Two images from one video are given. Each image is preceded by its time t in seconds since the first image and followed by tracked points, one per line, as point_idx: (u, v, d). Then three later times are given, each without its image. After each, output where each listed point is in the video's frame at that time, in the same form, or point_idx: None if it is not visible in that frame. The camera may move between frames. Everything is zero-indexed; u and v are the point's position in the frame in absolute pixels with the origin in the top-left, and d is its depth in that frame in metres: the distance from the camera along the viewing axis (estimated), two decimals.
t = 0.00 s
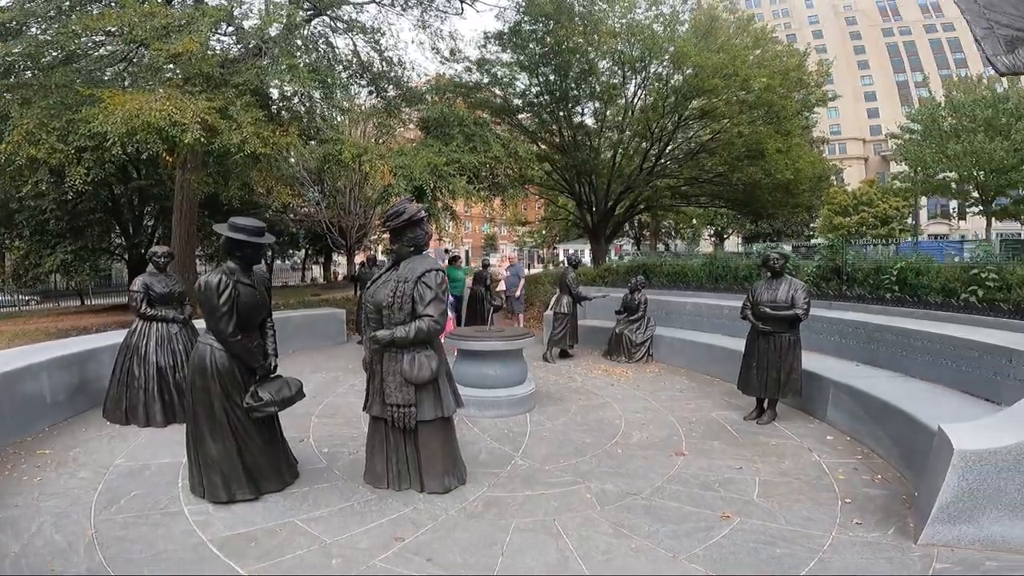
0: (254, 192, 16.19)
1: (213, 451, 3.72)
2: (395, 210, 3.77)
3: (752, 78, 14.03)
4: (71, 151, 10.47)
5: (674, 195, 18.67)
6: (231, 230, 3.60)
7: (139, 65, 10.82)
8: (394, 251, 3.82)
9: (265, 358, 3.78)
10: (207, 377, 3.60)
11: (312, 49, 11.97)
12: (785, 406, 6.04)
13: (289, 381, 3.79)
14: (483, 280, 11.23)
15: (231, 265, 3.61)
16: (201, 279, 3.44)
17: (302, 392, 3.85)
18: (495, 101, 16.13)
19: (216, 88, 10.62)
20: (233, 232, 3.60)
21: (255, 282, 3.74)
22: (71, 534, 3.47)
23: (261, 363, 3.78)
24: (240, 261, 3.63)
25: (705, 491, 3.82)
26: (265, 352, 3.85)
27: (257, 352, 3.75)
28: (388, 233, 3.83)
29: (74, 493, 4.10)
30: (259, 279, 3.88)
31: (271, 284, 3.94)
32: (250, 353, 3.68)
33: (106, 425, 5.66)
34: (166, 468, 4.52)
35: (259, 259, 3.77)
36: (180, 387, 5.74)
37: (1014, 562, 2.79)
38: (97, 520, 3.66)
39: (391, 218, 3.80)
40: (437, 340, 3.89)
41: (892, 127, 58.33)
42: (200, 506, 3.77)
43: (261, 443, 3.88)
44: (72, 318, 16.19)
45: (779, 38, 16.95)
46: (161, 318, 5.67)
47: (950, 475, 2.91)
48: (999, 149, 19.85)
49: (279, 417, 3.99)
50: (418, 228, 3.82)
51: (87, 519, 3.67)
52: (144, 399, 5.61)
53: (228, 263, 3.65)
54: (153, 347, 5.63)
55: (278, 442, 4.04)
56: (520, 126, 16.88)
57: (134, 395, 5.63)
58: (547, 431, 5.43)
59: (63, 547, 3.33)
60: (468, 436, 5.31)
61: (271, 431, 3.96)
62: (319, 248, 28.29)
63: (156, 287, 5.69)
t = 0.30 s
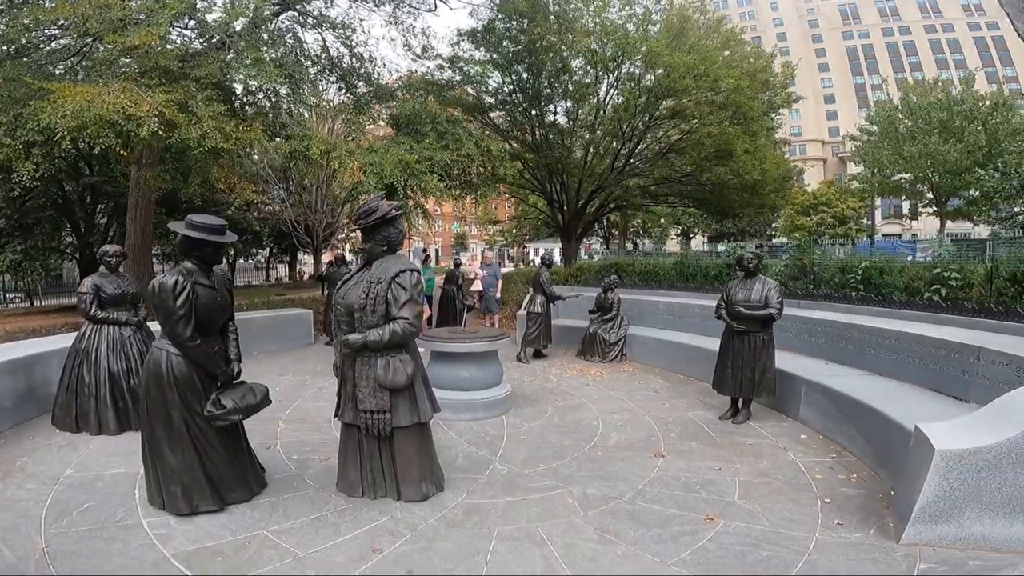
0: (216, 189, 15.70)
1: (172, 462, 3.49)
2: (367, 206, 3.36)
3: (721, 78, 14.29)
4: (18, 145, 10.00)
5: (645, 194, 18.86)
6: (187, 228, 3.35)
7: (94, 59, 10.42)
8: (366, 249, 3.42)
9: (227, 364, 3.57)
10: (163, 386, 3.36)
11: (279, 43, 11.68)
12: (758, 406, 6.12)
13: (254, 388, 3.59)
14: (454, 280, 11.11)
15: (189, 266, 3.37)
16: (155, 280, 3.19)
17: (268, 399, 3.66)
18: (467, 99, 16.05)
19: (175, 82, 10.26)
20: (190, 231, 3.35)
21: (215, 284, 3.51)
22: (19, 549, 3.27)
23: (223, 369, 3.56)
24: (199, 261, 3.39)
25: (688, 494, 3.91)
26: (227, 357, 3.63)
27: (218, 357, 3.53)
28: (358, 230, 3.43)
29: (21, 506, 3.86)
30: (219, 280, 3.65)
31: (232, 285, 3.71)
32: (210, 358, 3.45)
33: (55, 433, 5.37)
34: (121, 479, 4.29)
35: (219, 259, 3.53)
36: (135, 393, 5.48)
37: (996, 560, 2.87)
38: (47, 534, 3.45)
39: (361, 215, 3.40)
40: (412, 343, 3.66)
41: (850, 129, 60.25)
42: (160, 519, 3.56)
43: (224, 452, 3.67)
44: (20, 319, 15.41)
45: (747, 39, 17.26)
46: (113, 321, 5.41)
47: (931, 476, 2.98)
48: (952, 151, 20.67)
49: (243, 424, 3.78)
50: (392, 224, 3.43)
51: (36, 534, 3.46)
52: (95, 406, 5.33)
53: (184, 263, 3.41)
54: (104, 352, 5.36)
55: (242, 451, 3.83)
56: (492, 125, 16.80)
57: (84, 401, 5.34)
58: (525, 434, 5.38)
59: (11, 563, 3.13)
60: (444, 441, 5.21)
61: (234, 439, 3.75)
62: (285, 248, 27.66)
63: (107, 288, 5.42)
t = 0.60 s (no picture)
0: (186, 187, 15.28)
1: (139, 472, 3.30)
2: (346, 205, 3.23)
3: (699, 79, 14.43)
4: None
5: (622, 193, 18.92)
6: (152, 225, 3.14)
7: (61, 55, 10.18)
8: (345, 249, 3.29)
9: (195, 369, 3.37)
10: (128, 392, 3.16)
11: (253, 39, 11.41)
12: (740, 406, 6.17)
13: (226, 393, 3.42)
14: (433, 280, 10.99)
15: (153, 265, 3.16)
16: (116, 281, 2.98)
17: (241, 404, 3.49)
18: (446, 98, 15.92)
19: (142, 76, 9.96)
20: (155, 229, 3.14)
21: (182, 284, 3.30)
22: None
23: (191, 373, 3.37)
24: (164, 260, 3.18)
25: (677, 496, 4.06)
26: (196, 361, 3.43)
27: (186, 362, 3.34)
28: (337, 229, 3.30)
29: None
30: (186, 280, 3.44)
31: (200, 285, 3.50)
32: (177, 363, 3.25)
33: (14, 441, 5.13)
34: (86, 488, 4.12)
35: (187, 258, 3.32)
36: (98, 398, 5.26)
37: (985, 560, 3.06)
38: (7, 547, 3.29)
39: (340, 213, 3.26)
40: (394, 346, 3.47)
41: (820, 131, 61.53)
42: (129, 531, 3.39)
43: (194, 460, 3.49)
44: None
45: (723, 40, 17.45)
46: (73, 323, 5.17)
47: (921, 477, 3.14)
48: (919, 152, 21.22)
49: (215, 431, 3.60)
50: (373, 223, 3.31)
51: None
52: (55, 412, 5.10)
53: (149, 263, 3.18)
54: (64, 356, 5.13)
55: (214, 458, 3.64)
56: (471, 124, 16.68)
57: (43, 407, 5.11)
58: (509, 437, 5.34)
59: None
60: (427, 444, 5.13)
61: (205, 446, 3.57)
62: (257, 247, 27.11)
63: (66, 289, 5.19)
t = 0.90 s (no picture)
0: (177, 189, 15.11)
1: (122, 481, 3.18)
2: (336, 203, 3.12)
3: (694, 77, 14.38)
4: None
5: (618, 192, 18.85)
6: (132, 227, 3.02)
7: (47, 57, 10.03)
8: (334, 249, 3.17)
9: (180, 375, 3.25)
10: (109, 399, 3.04)
11: (244, 39, 11.29)
12: (741, 405, 6.09)
13: (213, 400, 3.30)
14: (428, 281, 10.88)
15: (134, 268, 3.04)
16: (94, 284, 2.86)
17: (230, 411, 3.37)
18: (440, 97, 15.82)
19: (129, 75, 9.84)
20: (136, 231, 3.02)
21: (166, 288, 3.17)
22: None
23: (176, 380, 3.25)
24: (146, 263, 3.05)
25: (681, 500, 3.96)
26: (181, 367, 3.31)
27: (170, 368, 3.21)
28: (326, 229, 3.18)
29: None
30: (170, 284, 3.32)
31: (185, 289, 3.37)
32: (160, 369, 3.13)
33: None
34: (71, 496, 3.98)
35: (170, 261, 3.20)
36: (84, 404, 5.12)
37: (1003, 563, 3.00)
38: None
39: (330, 212, 3.16)
40: (387, 349, 3.35)
41: (814, 129, 61.68)
42: (114, 541, 3.27)
43: (181, 468, 3.36)
44: None
45: (718, 38, 17.40)
46: (58, 328, 5.02)
47: (937, 478, 3.07)
48: (914, 149, 21.24)
49: (202, 438, 3.47)
50: (364, 222, 3.19)
51: None
52: (40, 419, 4.96)
53: (130, 266, 3.06)
54: (48, 361, 4.99)
55: (202, 466, 3.52)
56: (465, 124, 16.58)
57: (28, 414, 4.97)
58: (507, 440, 5.23)
59: None
60: (423, 448, 5.01)
61: (193, 454, 3.44)
62: (251, 250, 26.90)
63: (50, 294, 5.04)
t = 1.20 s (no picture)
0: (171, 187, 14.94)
1: (93, 487, 3.03)
2: (317, 198, 2.97)
3: (692, 73, 14.25)
4: None
5: (616, 190, 18.70)
6: (100, 224, 2.88)
7: (37, 54, 9.89)
8: (316, 246, 3.02)
9: (153, 379, 3.11)
10: (77, 404, 2.90)
11: (236, 35, 11.15)
12: (741, 406, 5.96)
13: (189, 403, 3.16)
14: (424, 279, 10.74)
15: (102, 267, 2.90)
16: (59, 284, 2.72)
17: (207, 415, 3.23)
18: (436, 94, 15.66)
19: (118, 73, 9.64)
20: (103, 228, 2.88)
21: (137, 288, 3.04)
22: None
23: (149, 384, 3.12)
24: (115, 262, 2.92)
25: (679, 506, 3.82)
26: (155, 370, 3.17)
27: (143, 370, 3.07)
28: (307, 226, 3.03)
29: None
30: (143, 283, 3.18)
31: (158, 289, 3.24)
32: (132, 372, 2.98)
33: None
34: (47, 500, 3.84)
35: (141, 259, 3.06)
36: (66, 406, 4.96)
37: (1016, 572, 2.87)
38: None
39: (310, 207, 3.01)
40: (371, 351, 3.20)
41: (812, 126, 61.54)
42: (86, 549, 3.13)
43: (156, 474, 3.21)
44: None
45: (716, 34, 17.25)
46: (37, 330, 4.84)
47: (948, 484, 2.94)
48: (913, 146, 21.10)
49: (178, 442, 3.33)
50: (347, 218, 3.04)
51: None
52: (19, 421, 4.81)
53: (98, 265, 2.92)
54: (28, 363, 4.83)
55: (179, 470, 3.37)
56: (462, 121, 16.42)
57: (7, 416, 4.82)
58: (501, 442, 5.10)
59: None
60: (414, 452, 4.87)
61: (169, 458, 3.30)
62: (248, 248, 26.73)
63: (30, 293, 4.88)
